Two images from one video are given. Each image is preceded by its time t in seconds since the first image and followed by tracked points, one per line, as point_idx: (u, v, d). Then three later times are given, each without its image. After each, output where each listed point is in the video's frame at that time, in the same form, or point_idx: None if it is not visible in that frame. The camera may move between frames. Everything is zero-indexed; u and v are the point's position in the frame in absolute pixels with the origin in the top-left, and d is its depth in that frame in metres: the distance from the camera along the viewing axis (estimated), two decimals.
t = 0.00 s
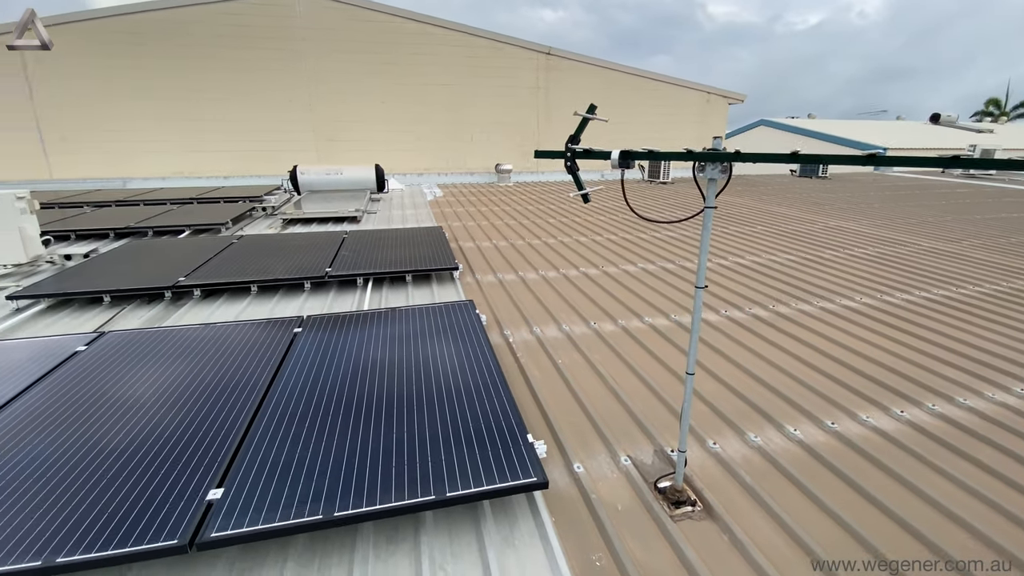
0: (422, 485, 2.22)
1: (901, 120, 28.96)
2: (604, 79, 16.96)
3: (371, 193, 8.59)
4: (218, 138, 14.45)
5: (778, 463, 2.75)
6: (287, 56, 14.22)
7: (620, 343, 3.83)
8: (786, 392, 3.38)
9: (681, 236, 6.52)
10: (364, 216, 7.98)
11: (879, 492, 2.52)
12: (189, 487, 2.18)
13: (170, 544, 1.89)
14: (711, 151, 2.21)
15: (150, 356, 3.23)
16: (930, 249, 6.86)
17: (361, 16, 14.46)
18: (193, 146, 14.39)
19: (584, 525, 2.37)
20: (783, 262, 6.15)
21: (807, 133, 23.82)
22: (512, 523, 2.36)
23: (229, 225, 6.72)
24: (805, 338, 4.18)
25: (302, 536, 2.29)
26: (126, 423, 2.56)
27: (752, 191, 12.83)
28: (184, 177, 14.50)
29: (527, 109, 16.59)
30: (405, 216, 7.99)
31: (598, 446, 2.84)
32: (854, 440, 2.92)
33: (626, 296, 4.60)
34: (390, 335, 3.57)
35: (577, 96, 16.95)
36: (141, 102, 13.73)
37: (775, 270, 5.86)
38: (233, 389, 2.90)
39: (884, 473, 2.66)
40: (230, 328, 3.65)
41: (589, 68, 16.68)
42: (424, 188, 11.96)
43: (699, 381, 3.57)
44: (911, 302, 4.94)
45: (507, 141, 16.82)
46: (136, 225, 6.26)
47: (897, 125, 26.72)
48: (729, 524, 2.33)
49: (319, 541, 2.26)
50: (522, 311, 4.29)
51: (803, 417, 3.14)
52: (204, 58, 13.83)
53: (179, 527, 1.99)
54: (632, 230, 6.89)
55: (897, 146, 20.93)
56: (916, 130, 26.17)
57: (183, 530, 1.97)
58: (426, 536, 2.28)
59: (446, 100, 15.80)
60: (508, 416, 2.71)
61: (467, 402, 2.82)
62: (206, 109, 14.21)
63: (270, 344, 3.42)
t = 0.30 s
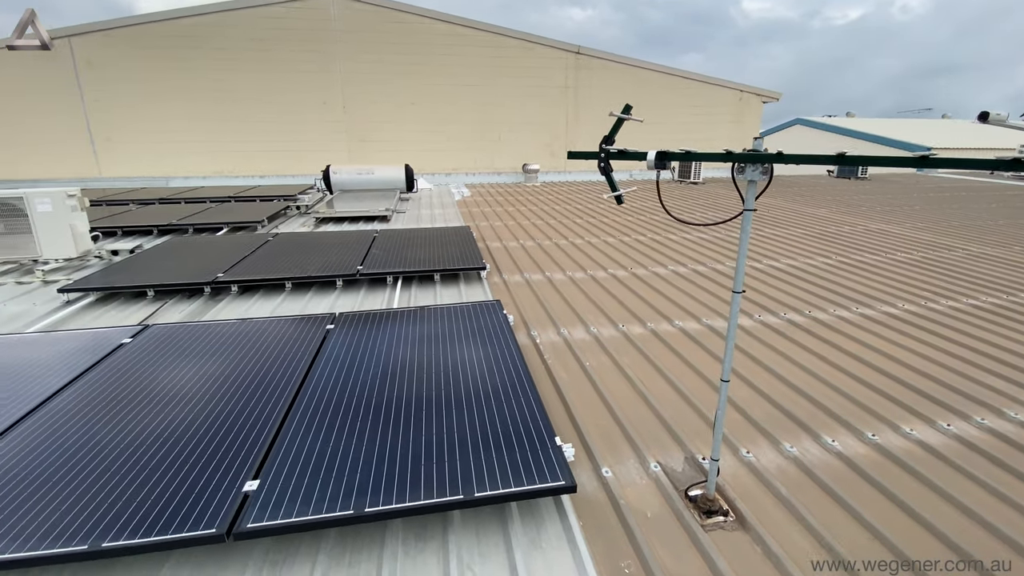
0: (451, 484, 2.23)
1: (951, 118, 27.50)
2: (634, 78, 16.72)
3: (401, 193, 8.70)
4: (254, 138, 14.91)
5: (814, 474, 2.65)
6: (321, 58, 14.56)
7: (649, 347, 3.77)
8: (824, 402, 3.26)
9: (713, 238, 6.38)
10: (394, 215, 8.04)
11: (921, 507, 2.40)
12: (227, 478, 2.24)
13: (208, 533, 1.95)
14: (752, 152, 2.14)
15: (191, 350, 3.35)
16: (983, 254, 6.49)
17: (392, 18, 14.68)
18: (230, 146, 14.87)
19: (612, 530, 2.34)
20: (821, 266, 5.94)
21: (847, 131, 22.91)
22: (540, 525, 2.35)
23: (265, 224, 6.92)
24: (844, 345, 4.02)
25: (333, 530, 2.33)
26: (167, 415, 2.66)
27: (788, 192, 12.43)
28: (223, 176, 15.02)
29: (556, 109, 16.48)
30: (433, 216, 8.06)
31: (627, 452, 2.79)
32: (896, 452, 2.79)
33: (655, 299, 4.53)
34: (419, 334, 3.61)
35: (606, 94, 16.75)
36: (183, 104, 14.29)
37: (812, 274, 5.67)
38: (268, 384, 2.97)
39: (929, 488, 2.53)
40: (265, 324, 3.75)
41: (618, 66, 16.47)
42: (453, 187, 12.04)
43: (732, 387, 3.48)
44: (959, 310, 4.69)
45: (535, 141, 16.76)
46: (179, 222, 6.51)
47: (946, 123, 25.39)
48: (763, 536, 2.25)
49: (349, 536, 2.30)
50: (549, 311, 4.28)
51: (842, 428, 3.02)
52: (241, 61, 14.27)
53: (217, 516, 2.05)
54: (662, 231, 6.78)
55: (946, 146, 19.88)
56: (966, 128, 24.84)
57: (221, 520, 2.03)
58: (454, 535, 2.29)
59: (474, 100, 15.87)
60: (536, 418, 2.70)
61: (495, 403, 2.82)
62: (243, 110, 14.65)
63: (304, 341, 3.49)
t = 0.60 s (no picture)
0: (479, 483, 2.23)
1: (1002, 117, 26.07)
2: (664, 77, 16.45)
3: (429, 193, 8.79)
4: (287, 138, 15.29)
5: (852, 485, 2.56)
6: (352, 60, 14.83)
7: (680, 350, 3.70)
8: (863, 411, 3.14)
9: (746, 239, 6.22)
10: (421, 214, 8.08)
11: (966, 523, 2.29)
12: (262, 470, 2.30)
13: (245, 523, 2.01)
14: (793, 151, 2.07)
15: (227, 344, 3.45)
16: None
17: (422, 19, 14.84)
18: (263, 146, 15.29)
19: (641, 535, 2.31)
20: (859, 270, 5.73)
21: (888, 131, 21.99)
22: (567, 528, 2.33)
23: (297, 222, 7.10)
24: (884, 353, 3.87)
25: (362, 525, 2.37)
26: (205, 406, 2.74)
27: (825, 193, 12.02)
28: (257, 175, 15.48)
29: (583, 108, 16.34)
30: (460, 215, 8.10)
31: (656, 457, 2.74)
32: (940, 466, 2.66)
33: (684, 301, 4.45)
34: (447, 332, 3.63)
35: (635, 93, 16.51)
36: (219, 105, 14.78)
37: (849, 278, 5.47)
38: (300, 380, 3.03)
39: (975, 504, 2.41)
40: (297, 320, 3.83)
41: (648, 65, 16.24)
42: (479, 187, 12.09)
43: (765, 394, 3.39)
44: (1010, 317, 4.45)
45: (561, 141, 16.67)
46: (216, 219, 6.73)
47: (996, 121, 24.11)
48: (798, 548, 2.18)
49: (379, 532, 2.32)
50: (576, 312, 4.25)
51: (882, 439, 2.90)
52: (276, 63, 14.65)
53: (252, 507, 2.11)
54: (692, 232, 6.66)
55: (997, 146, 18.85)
56: (1019, 127, 23.52)
57: (256, 510, 2.08)
58: (481, 534, 2.29)
59: (501, 100, 15.88)
60: (563, 419, 2.68)
61: (523, 402, 2.81)
62: (276, 111, 15.04)
63: (334, 337, 3.56)
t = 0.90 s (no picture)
0: (505, 483, 2.23)
1: None
2: (693, 75, 16.13)
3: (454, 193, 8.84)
4: (316, 138, 15.62)
5: (890, 498, 2.45)
6: (380, 61, 15.04)
7: (709, 354, 3.62)
8: (901, 422, 3.02)
9: (777, 242, 6.05)
10: (447, 214, 8.12)
11: (1013, 541, 2.18)
12: (293, 463, 2.35)
13: (276, 514, 2.05)
14: (834, 152, 2.00)
15: (259, 339, 3.54)
16: None
17: (450, 19, 14.95)
18: (293, 146, 15.66)
19: (668, 541, 2.27)
20: (897, 275, 5.51)
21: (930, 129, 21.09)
22: (593, 532, 2.30)
23: (327, 220, 7.23)
24: (925, 361, 3.71)
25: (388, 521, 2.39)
26: (239, 399, 2.82)
27: (863, 193, 11.59)
28: (289, 174, 15.89)
29: (609, 107, 16.18)
30: (485, 215, 8.12)
31: (684, 463, 2.69)
32: (986, 481, 2.54)
33: (713, 304, 4.36)
34: (472, 331, 3.64)
35: (663, 92, 16.24)
36: (252, 106, 15.20)
37: (887, 283, 5.27)
38: (329, 375, 3.09)
39: None
40: (327, 317, 3.91)
41: (677, 63, 15.95)
42: (504, 187, 12.11)
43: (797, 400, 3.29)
44: None
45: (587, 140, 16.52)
46: (249, 218, 6.92)
47: None
48: (834, 563, 2.10)
49: (405, 528, 2.35)
50: (601, 313, 4.21)
51: (923, 451, 2.78)
52: (307, 65, 14.98)
53: (284, 498, 2.16)
54: (720, 233, 6.52)
55: None
56: None
57: (288, 502, 2.13)
58: (506, 535, 2.29)
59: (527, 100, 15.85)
60: (590, 421, 2.65)
61: (548, 403, 2.80)
62: (306, 112, 15.37)
63: (362, 334, 3.61)
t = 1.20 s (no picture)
0: (531, 485, 2.22)
1: None
2: (723, 73, 15.80)
3: (478, 192, 8.86)
4: (343, 137, 15.90)
5: (932, 513, 2.35)
6: (407, 62, 15.22)
7: (738, 359, 3.54)
8: (945, 434, 2.88)
9: (809, 244, 5.88)
10: (471, 213, 8.13)
11: None
12: (322, 458, 2.39)
13: (306, 508, 2.09)
14: (881, 151, 1.92)
15: (289, 335, 3.62)
16: None
17: (476, 20, 15.01)
18: (321, 145, 15.96)
19: (696, 548, 2.22)
20: (940, 280, 5.27)
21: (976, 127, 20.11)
22: (619, 537, 2.27)
23: (355, 219, 7.34)
24: (970, 371, 3.54)
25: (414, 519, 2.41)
26: (270, 394, 2.88)
27: (903, 194, 11.13)
28: (318, 173, 16.24)
29: (635, 106, 15.98)
30: (510, 215, 8.12)
31: (713, 470, 2.63)
32: None
33: (744, 307, 4.25)
34: (497, 331, 3.65)
35: (691, 90, 15.95)
36: (282, 106, 15.56)
37: (929, 288, 5.05)
38: (356, 371, 3.14)
39: None
40: (354, 314, 3.96)
41: (705, 61, 15.65)
42: (528, 186, 12.11)
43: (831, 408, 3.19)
44: None
45: (612, 140, 16.35)
46: (280, 216, 7.09)
47: None
48: None
49: (430, 526, 2.36)
50: (627, 315, 4.16)
51: (966, 464, 2.66)
52: (336, 66, 15.26)
53: (314, 492, 2.19)
54: (750, 235, 6.37)
55: None
56: None
57: (317, 496, 2.16)
58: (531, 536, 2.28)
59: (552, 99, 15.79)
60: (616, 424, 2.61)
61: (574, 405, 2.77)
62: (334, 112, 15.65)
63: (389, 332, 3.65)
